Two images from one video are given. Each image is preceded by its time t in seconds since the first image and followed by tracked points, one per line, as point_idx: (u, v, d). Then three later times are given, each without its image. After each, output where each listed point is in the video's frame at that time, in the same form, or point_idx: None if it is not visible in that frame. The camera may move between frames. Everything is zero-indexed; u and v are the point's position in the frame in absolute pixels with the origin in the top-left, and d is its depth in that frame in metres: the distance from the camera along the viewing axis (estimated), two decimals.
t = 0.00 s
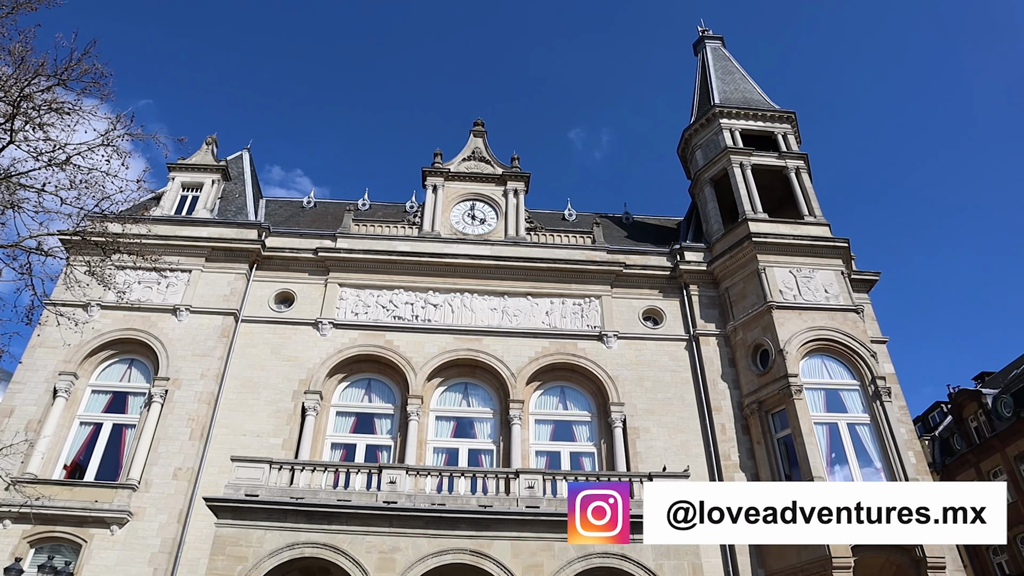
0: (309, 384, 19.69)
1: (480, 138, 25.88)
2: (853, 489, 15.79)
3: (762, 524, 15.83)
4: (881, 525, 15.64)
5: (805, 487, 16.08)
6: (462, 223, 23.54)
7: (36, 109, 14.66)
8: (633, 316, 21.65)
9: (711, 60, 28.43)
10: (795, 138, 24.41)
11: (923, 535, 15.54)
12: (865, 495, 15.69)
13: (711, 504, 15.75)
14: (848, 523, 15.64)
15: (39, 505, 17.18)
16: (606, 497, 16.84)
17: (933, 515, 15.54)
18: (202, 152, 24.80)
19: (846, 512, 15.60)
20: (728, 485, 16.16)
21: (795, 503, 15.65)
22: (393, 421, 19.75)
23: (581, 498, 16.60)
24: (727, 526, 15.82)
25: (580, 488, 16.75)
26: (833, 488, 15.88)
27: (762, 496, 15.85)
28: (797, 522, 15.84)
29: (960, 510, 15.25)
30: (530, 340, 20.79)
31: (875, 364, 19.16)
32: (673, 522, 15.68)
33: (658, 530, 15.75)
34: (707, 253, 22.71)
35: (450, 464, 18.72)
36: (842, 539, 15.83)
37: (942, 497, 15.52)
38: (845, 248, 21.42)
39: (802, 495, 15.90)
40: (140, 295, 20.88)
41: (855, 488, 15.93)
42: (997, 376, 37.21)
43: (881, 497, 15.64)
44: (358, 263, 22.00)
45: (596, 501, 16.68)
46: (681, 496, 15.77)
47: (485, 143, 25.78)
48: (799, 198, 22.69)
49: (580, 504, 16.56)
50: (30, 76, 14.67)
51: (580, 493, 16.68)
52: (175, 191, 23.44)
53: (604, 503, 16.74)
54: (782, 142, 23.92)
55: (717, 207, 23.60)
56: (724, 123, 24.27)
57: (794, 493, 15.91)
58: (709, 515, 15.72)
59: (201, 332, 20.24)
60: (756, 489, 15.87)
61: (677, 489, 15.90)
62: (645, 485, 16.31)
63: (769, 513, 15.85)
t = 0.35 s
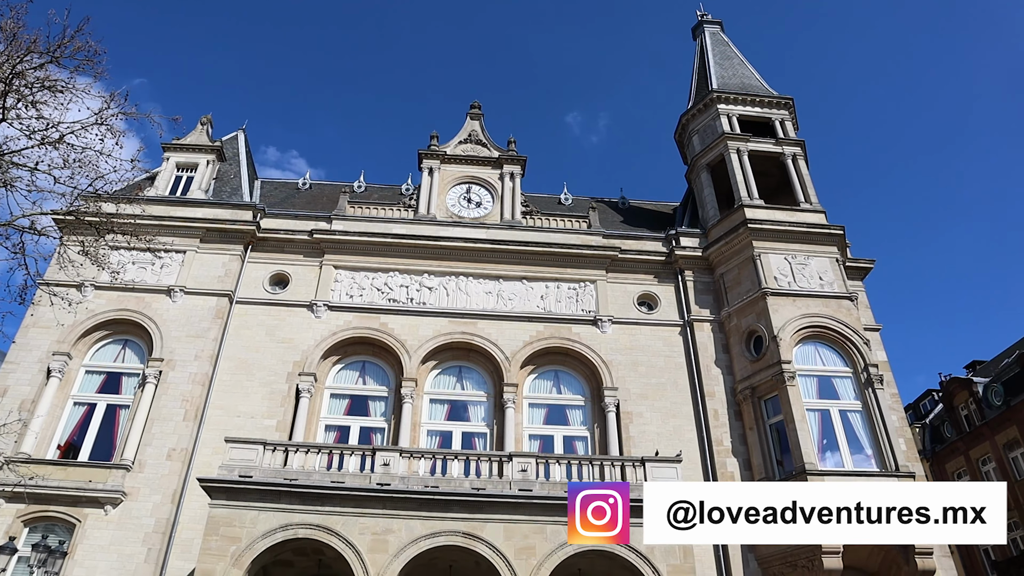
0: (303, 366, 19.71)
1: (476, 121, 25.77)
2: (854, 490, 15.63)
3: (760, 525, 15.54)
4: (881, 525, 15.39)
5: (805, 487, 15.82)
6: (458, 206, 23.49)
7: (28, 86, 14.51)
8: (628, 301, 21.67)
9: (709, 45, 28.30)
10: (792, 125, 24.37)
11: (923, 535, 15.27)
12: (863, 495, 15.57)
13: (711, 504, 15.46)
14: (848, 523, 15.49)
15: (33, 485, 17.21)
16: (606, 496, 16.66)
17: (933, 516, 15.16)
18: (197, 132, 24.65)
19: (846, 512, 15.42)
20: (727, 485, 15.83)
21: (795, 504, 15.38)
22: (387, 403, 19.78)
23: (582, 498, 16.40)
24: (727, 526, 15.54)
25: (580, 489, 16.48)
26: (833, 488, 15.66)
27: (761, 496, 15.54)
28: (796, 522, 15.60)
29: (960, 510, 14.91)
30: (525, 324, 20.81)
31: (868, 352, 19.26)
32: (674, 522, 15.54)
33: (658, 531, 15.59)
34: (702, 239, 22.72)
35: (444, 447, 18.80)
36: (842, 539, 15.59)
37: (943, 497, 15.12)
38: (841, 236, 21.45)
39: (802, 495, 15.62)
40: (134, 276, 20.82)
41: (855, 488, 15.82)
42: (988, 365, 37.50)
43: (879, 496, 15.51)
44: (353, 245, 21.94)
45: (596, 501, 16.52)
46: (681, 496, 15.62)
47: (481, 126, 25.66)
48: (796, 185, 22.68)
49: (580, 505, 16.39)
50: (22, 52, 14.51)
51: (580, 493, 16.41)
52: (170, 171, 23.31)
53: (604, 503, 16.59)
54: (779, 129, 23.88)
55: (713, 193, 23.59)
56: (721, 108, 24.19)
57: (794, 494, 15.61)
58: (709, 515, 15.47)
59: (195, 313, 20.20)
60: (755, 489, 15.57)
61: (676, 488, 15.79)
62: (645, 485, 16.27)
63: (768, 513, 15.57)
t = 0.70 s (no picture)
0: (302, 352, 19.73)
1: (475, 107, 25.67)
2: (856, 491, 15.65)
3: (759, 525, 15.58)
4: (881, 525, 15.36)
5: (805, 487, 15.79)
6: (456, 193, 23.45)
7: (24, 71, 14.42)
8: (627, 288, 21.67)
9: (709, 31, 28.17)
10: (792, 112, 24.30)
11: (923, 535, 15.20)
12: (864, 495, 15.56)
13: (711, 504, 15.36)
14: (848, 523, 15.51)
15: (33, 470, 17.27)
16: (607, 496, 16.49)
17: (934, 517, 15.09)
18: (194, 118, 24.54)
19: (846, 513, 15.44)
20: (728, 485, 15.76)
21: (795, 504, 15.32)
22: (386, 389, 19.82)
23: (582, 498, 16.26)
24: (726, 526, 15.54)
25: (580, 489, 16.32)
26: (832, 488, 15.72)
27: (761, 496, 15.48)
28: (796, 522, 15.60)
29: (961, 510, 14.88)
30: (523, 311, 20.82)
31: (865, 339, 19.31)
32: (674, 522, 15.37)
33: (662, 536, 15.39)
34: (701, 227, 22.70)
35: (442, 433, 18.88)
36: (842, 540, 15.59)
37: (943, 497, 15.11)
38: (839, 224, 21.45)
39: (803, 496, 15.59)
40: (132, 262, 20.80)
41: (855, 488, 15.84)
42: (985, 353, 37.61)
43: (879, 496, 15.45)
44: (352, 231, 21.91)
45: (596, 501, 16.39)
46: (681, 495, 15.46)
47: (480, 112, 25.56)
48: (795, 173, 22.66)
49: (580, 505, 16.29)
50: (17, 36, 14.40)
51: (580, 493, 16.29)
52: (167, 157, 23.23)
53: (604, 503, 16.45)
54: (779, 116, 23.81)
55: (712, 181, 23.56)
56: (721, 95, 24.11)
57: (795, 494, 15.57)
58: (709, 515, 15.34)
59: (194, 299, 20.20)
60: (755, 489, 15.49)
61: (676, 488, 15.60)
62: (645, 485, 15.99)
63: (768, 513, 15.56)
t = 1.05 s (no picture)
0: (302, 337, 19.75)
1: (476, 92, 25.56)
2: (855, 490, 15.76)
3: (759, 525, 15.71)
4: (881, 524, 15.48)
5: (805, 487, 15.89)
6: (457, 178, 23.40)
7: (22, 53, 14.34)
8: (626, 275, 21.65)
9: (711, 16, 28.01)
10: (794, 98, 24.20)
11: (923, 535, 15.38)
12: (863, 495, 15.68)
13: (711, 504, 15.55)
14: (848, 523, 15.63)
15: (34, 454, 17.34)
16: (606, 496, 16.48)
17: (933, 516, 15.23)
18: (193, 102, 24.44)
19: (846, 513, 15.54)
20: (727, 485, 15.92)
21: (794, 504, 15.48)
22: (386, 374, 19.87)
23: (581, 498, 16.26)
24: (726, 526, 15.70)
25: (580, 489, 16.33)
26: (832, 488, 15.78)
27: (761, 496, 15.68)
28: (797, 521, 15.76)
29: (961, 510, 15.03)
30: (523, 296, 20.82)
31: (864, 327, 19.33)
32: (675, 523, 15.48)
33: (663, 536, 15.39)
34: (701, 213, 22.66)
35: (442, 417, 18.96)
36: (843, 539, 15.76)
37: (942, 497, 15.24)
38: (840, 211, 21.41)
39: (803, 495, 15.69)
40: (132, 247, 20.78)
41: (855, 488, 15.95)
42: (984, 341, 37.63)
43: (879, 496, 15.62)
44: (352, 216, 21.86)
45: (596, 501, 16.38)
46: (681, 496, 15.55)
47: (480, 97, 25.45)
48: (796, 159, 22.60)
49: (580, 505, 16.24)
50: (15, 18, 14.31)
51: (580, 493, 16.30)
52: (167, 141, 23.15)
53: (604, 503, 16.42)
54: (780, 102, 23.72)
55: (713, 167, 23.50)
56: (723, 81, 24.01)
57: (795, 494, 15.70)
58: (709, 515, 15.57)
59: (194, 284, 20.20)
60: (755, 489, 15.73)
61: (677, 488, 15.70)
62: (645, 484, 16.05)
63: (768, 513, 15.72)
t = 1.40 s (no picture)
0: (301, 321, 19.77)
1: (475, 74, 25.42)
2: (855, 490, 15.38)
3: (759, 526, 15.45)
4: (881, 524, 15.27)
5: (805, 486, 15.69)
6: (456, 161, 23.33)
7: (17, 36, 14.22)
8: (625, 259, 21.64)
9: None
10: (794, 82, 24.11)
11: (922, 535, 15.34)
12: (864, 495, 15.32)
13: (711, 504, 15.38)
14: (848, 523, 15.22)
15: (34, 438, 17.39)
16: (606, 496, 16.41)
17: (933, 517, 15.18)
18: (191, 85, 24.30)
19: (846, 513, 15.15)
20: (727, 485, 15.76)
21: (795, 504, 15.29)
22: (385, 357, 19.91)
23: (582, 498, 16.21)
24: (726, 526, 15.50)
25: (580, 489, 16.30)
26: (832, 488, 15.42)
27: (761, 496, 15.51)
28: (796, 521, 15.50)
29: (961, 510, 15.05)
30: (522, 281, 20.82)
31: (863, 311, 19.36)
32: (675, 524, 15.24)
33: (667, 540, 15.13)
34: (701, 196, 22.61)
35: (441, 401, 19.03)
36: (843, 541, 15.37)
37: (943, 497, 15.21)
38: (840, 195, 21.37)
39: (803, 496, 15.52)
40: (130, 231, 20.73)
41: (855, 487, 15.55)
42: (982, 326, 37.70)
43: (880, 496, 15.29)
44: (350, 199, 21.80)
45: (596, 501, 16.34)
46: (681, 496, 15.34)
47: (479, 80, 25.32)
48: (796, 143, 22.54)
49: (580, 505, 16.17)
50: None
51: (580, 493, 16.25)
52: (164, 125, 23.05)
53: (604, 503, 16.35)
54: (780, 85, 23.63)
55: (713, 150, 23.44)
56: (723, 64, 23.89)
57: (794, 495, 15.53)
58: (709, 516, 15.39)
59: (193, 268, 20.18)
60: (755, 489, 15.52)
61: (676, 488, 15.51)
62: (644, 484, 15.89)
63: (768, 513, 15.50)
